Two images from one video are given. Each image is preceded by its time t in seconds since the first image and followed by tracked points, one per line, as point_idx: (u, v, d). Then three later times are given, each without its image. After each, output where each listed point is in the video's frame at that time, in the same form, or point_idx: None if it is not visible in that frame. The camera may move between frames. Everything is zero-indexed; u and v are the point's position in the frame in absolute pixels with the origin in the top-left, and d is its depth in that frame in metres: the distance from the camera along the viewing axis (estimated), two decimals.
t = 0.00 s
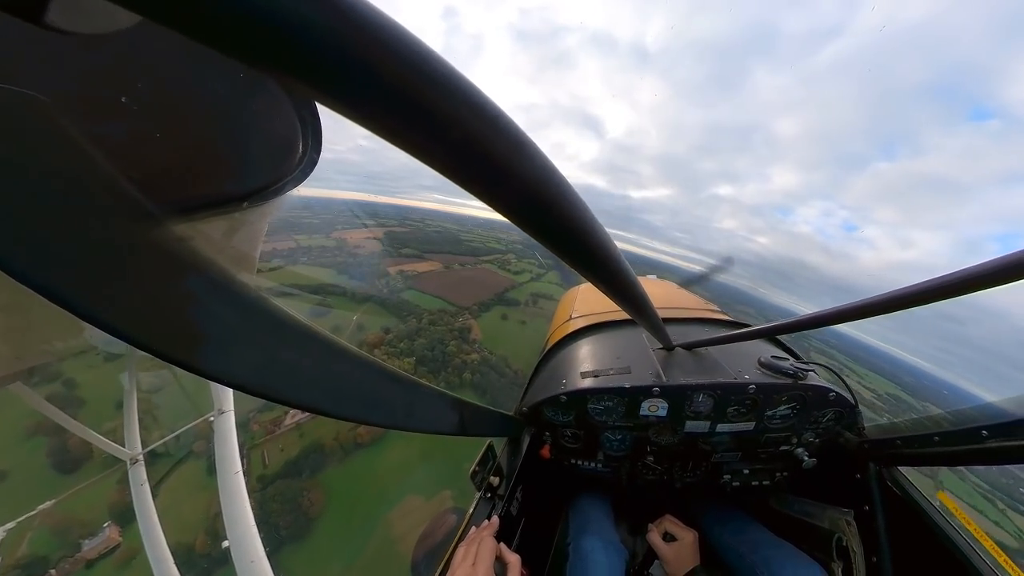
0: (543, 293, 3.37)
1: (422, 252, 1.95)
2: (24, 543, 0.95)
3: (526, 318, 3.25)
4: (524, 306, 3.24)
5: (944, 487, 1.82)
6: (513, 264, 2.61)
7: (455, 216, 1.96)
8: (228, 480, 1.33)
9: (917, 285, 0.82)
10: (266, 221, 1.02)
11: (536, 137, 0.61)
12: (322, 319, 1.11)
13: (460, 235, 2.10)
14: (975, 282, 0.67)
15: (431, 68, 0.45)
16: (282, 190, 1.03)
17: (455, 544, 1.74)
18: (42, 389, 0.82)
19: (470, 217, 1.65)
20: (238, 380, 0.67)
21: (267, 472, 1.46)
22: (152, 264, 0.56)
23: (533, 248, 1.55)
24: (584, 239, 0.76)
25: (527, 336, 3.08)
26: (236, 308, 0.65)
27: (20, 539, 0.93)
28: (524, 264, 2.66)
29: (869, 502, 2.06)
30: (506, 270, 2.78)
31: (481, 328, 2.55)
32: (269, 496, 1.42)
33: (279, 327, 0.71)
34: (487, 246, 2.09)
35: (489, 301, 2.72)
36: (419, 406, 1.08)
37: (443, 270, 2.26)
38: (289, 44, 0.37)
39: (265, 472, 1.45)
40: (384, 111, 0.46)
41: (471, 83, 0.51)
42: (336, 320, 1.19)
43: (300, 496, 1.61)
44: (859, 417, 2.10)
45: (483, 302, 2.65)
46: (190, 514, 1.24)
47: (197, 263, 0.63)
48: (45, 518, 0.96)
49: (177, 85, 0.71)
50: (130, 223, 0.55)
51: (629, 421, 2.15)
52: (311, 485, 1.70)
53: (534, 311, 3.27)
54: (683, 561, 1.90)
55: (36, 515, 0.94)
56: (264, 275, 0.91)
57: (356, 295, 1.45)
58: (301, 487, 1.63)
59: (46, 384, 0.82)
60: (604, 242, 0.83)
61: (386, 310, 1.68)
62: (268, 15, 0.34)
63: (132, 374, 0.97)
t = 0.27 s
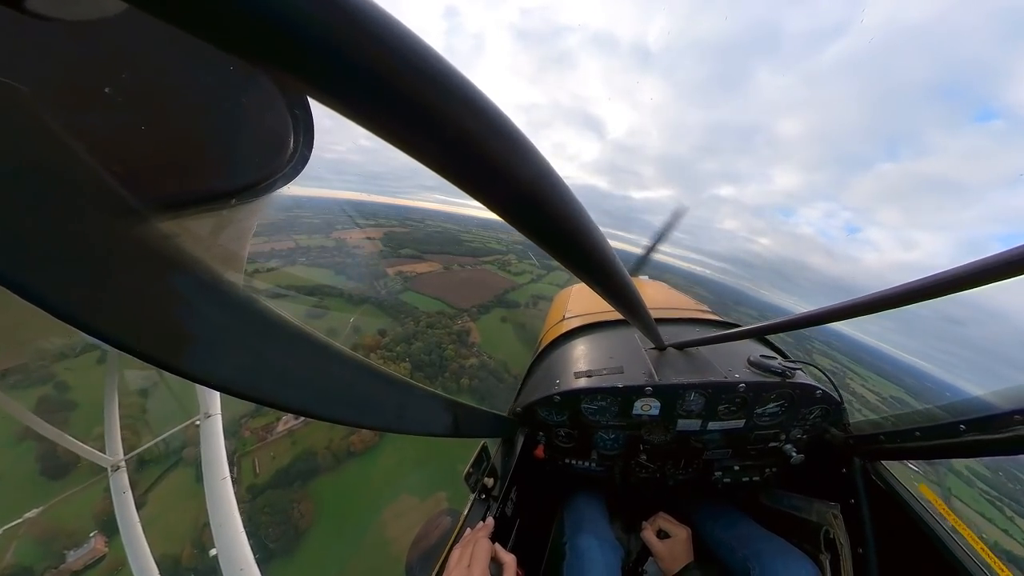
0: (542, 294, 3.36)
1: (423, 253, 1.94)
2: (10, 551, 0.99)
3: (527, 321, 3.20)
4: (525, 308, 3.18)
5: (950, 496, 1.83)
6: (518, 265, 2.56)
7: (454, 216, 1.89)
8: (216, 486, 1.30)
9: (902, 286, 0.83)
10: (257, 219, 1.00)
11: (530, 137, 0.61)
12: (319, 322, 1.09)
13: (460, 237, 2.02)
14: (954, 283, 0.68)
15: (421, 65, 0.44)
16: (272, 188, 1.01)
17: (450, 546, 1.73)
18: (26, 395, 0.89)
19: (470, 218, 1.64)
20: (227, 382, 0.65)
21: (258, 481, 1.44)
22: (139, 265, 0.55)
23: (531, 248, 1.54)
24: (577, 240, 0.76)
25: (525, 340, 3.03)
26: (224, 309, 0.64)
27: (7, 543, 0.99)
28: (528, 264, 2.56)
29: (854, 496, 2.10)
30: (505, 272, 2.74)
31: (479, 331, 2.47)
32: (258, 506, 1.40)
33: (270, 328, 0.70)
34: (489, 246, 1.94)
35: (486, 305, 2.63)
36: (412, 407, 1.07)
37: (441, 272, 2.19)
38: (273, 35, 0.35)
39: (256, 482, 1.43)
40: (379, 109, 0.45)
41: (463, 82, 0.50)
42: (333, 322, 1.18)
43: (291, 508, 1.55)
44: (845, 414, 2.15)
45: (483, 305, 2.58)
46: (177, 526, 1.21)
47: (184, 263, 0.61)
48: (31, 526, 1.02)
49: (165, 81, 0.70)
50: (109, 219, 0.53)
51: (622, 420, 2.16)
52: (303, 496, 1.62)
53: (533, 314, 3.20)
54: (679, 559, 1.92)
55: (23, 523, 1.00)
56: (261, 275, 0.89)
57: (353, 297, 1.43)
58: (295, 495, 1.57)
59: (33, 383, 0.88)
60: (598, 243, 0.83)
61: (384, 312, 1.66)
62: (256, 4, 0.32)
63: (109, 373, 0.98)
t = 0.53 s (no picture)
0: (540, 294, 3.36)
1: (423, 254, 1.93)
2: None
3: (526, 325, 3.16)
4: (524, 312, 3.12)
5: (957, 505, 1.75)
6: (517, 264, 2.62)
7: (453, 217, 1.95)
8: (205, 490, 1.29)
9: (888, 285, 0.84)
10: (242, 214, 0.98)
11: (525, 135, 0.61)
12: (315, 321, 1.08)
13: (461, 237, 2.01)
14: (945, 282, 0.69)
15: (418, 60, 0.44)
16: (260, 183, 1.00)
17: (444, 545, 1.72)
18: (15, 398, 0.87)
19: (471, 219, 1.63)
20: (214, 381, 0.64)
21: (248, 491, 1.37)
22: (123, 262, 0.53)
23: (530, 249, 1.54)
24: (569, 239, 0.76)
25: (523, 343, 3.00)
26: (212, 307, 0.62)
27: None
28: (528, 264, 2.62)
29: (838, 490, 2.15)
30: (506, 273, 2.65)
31: (479, 333, 2.43)
32: (247, 519, 1.36)
33: (259, 327, 0.68)
34: (490, 246, 1.91)
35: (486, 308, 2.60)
36: (406, 407, 1.07)
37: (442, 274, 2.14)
38: (270, 24, 0.35)
39: (245, 492, 1.37)
40: (374, 105, 0.45)
41: (457, 79, 0.50)
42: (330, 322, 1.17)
43: (281, 521, 1.47)
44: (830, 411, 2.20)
45: (482, 308, 2.53)
46: (165, 536, 1.22)
47: (170, 260, 0.60)
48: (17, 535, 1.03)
49: (153, 74, 0.68)
50: (94, 213, 0.51)
51: (614, 418, 2.18)
52: (294, 508, 1.54)
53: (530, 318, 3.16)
54: (670, 556, 1.94)
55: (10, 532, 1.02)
56: (260, 275, 0.89)
57: (351, 298, 1.42)
58: (285, 507, 1.49)
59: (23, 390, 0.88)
60: (592, 242, 0.83)
61: (383, 313, 1.65)
62: None
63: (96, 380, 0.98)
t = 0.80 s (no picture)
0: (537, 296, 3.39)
1: (423, 255, 1.95)
2: None
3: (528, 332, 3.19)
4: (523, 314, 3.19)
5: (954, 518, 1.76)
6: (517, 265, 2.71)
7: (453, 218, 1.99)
8: (198, 490, 1.35)
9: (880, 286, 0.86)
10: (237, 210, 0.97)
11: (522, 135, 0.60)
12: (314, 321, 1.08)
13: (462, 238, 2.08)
14: (935, 284, 0.70)
15: (417, 57, 0.43)
16: (254, 179, 0.99)
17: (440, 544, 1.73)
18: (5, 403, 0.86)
19: (470, 220, 1.65)
20: (206, 380, 0.63)
21: (237, 502, 1.44)
22: (113, 259, 0.52)
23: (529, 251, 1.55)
24: (565, 239, 0.76)
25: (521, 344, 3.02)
26: (204, 306, 0.61)
27: None
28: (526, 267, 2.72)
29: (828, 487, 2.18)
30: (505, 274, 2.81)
31: (478, 337, 2.50)
32: (236, 528, 1.43)
33: (252, 325, 0.68)
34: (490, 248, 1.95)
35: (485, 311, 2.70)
36: (401, 407, 1.07)
37: (444, 276, 2.26)
38: (270, 20, 0.34)
39: (235, 502, 1.44)
40: (373, 104, 0.45)
41: (455, 76, 0.49)
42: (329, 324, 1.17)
43: (269, 534, 1.57)
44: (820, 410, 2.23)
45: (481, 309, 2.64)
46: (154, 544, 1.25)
47: (161, 257, 0.59)
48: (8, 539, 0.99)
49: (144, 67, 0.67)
50: (83, 209, 0.50)
51: (608, 417, 2.19)
52: (283, 521, 1.63)
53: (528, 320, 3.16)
54: (662, 552, 1.95)
55: None
56: (258, 275, 0.89)
57: (351, 298, 1.42)
58: (274, 520, 1.59)
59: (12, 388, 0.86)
60: (587, 241, 0.83)
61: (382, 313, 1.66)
62: None
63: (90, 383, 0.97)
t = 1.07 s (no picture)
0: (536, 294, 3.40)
1: (422, 254, 1.95)
2: None
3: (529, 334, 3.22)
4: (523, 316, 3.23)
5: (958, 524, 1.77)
6: (516, 268, 2.72)
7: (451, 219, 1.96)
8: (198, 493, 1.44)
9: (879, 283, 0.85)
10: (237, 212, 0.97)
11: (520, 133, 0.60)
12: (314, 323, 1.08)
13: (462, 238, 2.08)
14: (933, 281, 0.71)
15: (415, 55, 0.43)
16: (251, 179, 0.98)
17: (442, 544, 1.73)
18: None
19: (471, 220, 1.65)
20: (205, 382, 0.63)
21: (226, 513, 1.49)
22: (109, 261, 0.52)
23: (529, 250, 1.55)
24: (564, 237, 0.76)
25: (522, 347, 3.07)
26: (201, 307, 0.61)
27: None
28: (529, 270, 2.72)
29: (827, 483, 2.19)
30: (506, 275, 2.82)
31: (477, 340, 2.55)
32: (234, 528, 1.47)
33: (250, 326, 0.67)
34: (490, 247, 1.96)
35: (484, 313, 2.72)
36: (401, 407, 1.06)
37: (443, 276, 2.26)
38: (270, 20, 0.34)
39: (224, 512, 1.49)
40: (372, 102, 0.44)
41: (453, 74, 0.49)
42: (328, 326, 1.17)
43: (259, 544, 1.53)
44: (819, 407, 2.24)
45: (481, 312, 2.66)
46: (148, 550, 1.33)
47: (158, 257, 0.58)
48: None
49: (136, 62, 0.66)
50: (79, 210, 0.50)
51: (609, 416, 2.19)
52: (283, 523, 1.65)
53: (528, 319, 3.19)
54: (660, 549, 1.97)
55: None
56: (256, 276, 0.89)
57: (350, 300, 1.42)
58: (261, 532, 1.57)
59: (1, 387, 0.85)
60: (586, 239, 0.83)
61: (381, 313, 1.67)
62: None
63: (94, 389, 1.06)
